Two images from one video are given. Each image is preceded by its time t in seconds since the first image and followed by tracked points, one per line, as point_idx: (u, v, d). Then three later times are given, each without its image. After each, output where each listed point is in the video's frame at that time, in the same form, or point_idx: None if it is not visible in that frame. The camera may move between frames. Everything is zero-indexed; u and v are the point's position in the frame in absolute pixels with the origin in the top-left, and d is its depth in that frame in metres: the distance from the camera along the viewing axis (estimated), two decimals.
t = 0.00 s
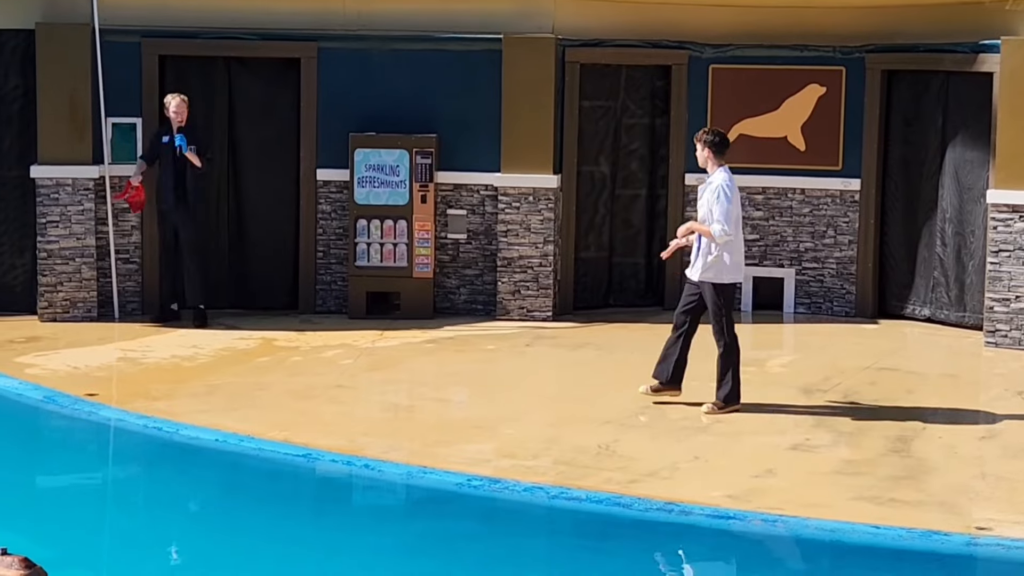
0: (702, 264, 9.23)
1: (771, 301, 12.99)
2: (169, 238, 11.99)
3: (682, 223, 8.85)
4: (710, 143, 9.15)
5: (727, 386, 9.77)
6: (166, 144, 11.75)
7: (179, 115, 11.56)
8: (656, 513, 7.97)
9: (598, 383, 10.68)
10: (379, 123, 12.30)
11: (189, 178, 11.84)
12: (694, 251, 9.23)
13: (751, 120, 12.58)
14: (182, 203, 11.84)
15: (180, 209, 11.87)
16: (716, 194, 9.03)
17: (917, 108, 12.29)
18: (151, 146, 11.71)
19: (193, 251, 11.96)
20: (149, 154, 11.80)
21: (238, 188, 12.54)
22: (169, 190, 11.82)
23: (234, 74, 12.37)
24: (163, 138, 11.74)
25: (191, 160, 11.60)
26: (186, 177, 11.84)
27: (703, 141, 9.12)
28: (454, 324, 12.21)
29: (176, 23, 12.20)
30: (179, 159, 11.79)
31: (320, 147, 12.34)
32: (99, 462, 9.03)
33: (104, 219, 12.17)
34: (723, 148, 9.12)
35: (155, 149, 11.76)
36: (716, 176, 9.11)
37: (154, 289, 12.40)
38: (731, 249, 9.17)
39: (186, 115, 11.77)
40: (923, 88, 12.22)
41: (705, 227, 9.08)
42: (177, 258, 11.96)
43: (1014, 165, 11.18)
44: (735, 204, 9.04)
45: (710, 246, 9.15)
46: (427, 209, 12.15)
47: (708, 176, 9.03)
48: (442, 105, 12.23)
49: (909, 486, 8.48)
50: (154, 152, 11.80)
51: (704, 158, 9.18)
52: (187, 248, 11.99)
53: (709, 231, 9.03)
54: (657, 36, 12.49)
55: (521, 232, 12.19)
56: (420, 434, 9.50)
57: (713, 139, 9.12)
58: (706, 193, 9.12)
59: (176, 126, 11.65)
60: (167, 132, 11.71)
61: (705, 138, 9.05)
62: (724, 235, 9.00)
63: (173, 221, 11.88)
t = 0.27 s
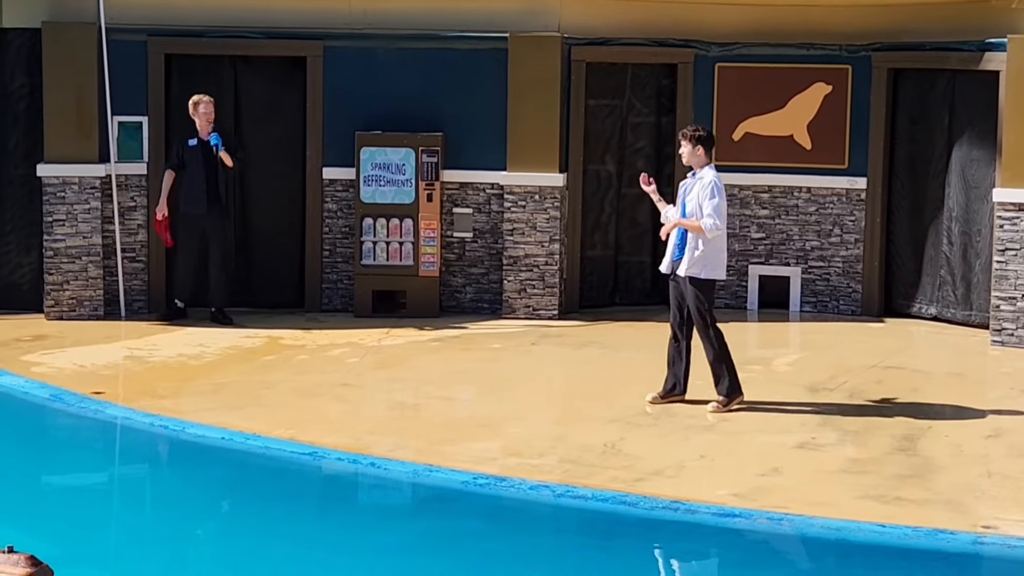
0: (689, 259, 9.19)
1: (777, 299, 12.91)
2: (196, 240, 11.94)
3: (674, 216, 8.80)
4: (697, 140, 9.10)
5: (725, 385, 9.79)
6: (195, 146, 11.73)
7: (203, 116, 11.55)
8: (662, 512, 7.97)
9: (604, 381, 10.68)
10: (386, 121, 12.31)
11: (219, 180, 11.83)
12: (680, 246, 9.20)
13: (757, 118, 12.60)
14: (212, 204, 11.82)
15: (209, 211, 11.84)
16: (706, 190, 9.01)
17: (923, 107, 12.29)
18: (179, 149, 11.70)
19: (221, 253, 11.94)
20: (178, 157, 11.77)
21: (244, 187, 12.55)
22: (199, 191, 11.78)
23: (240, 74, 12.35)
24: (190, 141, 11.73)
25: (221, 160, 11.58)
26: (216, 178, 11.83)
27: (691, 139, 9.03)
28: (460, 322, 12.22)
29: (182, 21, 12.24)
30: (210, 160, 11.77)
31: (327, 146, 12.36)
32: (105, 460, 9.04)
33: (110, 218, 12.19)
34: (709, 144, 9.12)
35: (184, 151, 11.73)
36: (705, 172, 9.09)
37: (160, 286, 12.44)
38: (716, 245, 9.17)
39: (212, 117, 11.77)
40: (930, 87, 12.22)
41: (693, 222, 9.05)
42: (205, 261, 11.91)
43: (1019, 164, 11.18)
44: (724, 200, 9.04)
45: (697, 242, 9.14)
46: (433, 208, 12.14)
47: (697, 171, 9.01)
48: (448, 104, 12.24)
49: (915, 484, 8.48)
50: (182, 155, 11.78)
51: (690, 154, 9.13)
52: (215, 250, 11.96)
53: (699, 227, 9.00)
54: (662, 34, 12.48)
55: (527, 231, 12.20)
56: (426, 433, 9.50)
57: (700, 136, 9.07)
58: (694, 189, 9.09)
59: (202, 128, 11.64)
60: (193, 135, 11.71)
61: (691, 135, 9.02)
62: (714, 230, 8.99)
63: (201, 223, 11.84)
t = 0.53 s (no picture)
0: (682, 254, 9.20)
1: (782, 298, 12.93)
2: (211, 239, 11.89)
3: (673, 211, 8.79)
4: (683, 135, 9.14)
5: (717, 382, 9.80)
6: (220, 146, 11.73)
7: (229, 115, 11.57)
8: (666, 510, 7.98)
9: (608, 380, 10.69)
10: (391, 120, 12.30)
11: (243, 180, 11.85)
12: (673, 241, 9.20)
13: (761, 117, 12.58)
14: (236, 203, 11.82)
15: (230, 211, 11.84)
16: (700, 185, 9.02)
17: (928, 106, 12.28)
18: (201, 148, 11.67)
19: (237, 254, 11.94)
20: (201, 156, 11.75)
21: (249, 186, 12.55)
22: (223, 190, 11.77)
23: (245, 73, 12.37)
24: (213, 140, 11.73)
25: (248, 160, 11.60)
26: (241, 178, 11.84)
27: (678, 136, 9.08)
28: (465, 320, 12.23)
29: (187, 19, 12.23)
30: (236, 160, 11.79)
31: (331, 144, 12.36)
32: (111, 459, 9.05)
33: (115, 216, 12.19)
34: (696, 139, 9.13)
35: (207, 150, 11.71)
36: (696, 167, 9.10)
37: (165, 284, 12.46)
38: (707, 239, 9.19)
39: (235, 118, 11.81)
40: (934, 85, 12.22)
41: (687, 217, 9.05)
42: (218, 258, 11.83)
43: None
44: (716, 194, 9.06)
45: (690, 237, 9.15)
46: (438, 206, 12.16)
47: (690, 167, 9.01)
48: (452, 102, 12.24)
49: (920, 483, 8.48)
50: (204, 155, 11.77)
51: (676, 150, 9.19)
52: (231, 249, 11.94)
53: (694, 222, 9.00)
54: (667, 32, 12.47)
55: (532, 229, 12.20)
56: (430, 431, 9.50)
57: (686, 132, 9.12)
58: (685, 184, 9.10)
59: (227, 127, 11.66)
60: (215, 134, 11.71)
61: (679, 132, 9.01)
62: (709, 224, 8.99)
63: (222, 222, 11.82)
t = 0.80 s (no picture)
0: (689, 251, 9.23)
1: (786, 295, 12.91)
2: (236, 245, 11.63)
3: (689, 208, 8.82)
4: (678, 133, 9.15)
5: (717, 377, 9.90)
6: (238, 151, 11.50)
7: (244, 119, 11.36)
8: (670, 508, 7.97)
9: (612, 378, 10.68)
10: (394, 118, 12.30)
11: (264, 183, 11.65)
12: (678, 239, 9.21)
13: (765, 114, 12.59)
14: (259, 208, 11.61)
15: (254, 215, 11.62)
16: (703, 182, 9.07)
17: (932, 104, 12.28)
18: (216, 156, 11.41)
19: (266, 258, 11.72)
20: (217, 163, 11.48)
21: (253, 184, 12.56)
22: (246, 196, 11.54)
23: (248, 71, 12.38)
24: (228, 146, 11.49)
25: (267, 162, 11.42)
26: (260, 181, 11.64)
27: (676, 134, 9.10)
28: (467, 318, 12.23)
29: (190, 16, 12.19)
30: (256, 163, 11.58)
31: (335, 142, 12.36)
32: (114, 457, 9.05)
33: (118, 215, 12.18)
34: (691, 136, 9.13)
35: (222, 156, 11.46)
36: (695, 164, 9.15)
37: (169, 282, 12.46)
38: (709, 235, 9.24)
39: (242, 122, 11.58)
40: (938, 83, 12.21)
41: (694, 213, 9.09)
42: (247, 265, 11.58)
43: None
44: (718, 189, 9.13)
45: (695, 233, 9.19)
46: (440, 204, 12.17)
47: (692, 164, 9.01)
48: (455, 101, 12.24)
49: (923, 481, 8.47)
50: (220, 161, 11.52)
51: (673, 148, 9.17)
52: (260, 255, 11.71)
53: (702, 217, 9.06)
54: (670, 30, 12.46)
55: (535, 227, 12.20)
56: (434, 429, 9.50)
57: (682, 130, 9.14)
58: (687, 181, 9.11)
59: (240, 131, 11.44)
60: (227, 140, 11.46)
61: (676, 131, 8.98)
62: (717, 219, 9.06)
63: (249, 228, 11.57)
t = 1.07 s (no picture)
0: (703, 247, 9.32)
1: (786, 291, 12.96)
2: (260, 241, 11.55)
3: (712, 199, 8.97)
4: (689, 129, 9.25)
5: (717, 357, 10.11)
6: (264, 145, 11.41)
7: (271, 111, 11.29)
8: (671, 505, 7.97)
9: (613, 374, 10.69)
10: (395, 115, 12.30)
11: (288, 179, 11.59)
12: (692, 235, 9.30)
13: (766, 111, 12.60)
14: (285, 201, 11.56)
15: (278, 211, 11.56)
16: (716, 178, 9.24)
17: (933, 101, 12.27)
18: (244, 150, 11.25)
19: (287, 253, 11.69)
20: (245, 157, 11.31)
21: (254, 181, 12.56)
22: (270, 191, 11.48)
23: (250, 68, 12.40)
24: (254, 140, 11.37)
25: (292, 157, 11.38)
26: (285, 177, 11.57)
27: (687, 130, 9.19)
28: (469, 316, 12.23)
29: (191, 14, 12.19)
30: (280, 157, 11.52)
31: (336, 139, 12.36)
32: (116, 454, 9.06)
33: (120, 212, 12.18)
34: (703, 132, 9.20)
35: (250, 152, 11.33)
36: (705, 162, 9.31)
37: (170, 279, 12.46)
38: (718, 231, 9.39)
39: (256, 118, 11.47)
40: (939, 80, 12.21)
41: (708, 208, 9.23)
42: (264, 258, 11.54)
43: None
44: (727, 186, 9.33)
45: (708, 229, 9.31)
46: (442, 201, 12.17)
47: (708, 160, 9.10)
48: (457, 97, 12.25)
49: (925, 477, 8.47)
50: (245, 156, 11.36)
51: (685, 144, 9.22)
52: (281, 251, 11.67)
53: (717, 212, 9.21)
54: (671, 27, 12.46)
55: (536, 224, 12.20)
56: (435, 426, 9.50)
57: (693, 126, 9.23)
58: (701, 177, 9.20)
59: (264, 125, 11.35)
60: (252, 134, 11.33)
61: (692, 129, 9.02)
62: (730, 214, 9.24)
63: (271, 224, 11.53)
